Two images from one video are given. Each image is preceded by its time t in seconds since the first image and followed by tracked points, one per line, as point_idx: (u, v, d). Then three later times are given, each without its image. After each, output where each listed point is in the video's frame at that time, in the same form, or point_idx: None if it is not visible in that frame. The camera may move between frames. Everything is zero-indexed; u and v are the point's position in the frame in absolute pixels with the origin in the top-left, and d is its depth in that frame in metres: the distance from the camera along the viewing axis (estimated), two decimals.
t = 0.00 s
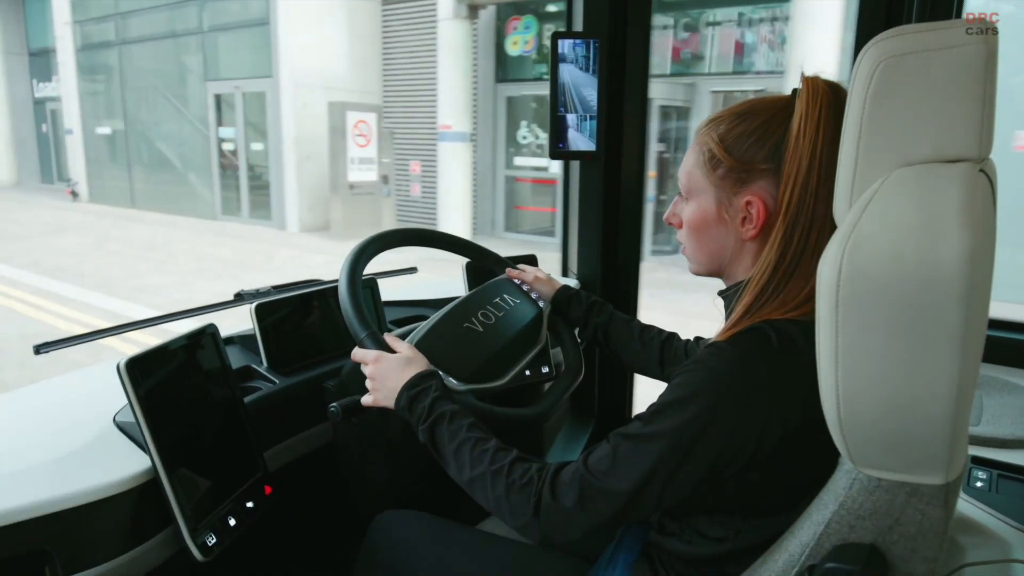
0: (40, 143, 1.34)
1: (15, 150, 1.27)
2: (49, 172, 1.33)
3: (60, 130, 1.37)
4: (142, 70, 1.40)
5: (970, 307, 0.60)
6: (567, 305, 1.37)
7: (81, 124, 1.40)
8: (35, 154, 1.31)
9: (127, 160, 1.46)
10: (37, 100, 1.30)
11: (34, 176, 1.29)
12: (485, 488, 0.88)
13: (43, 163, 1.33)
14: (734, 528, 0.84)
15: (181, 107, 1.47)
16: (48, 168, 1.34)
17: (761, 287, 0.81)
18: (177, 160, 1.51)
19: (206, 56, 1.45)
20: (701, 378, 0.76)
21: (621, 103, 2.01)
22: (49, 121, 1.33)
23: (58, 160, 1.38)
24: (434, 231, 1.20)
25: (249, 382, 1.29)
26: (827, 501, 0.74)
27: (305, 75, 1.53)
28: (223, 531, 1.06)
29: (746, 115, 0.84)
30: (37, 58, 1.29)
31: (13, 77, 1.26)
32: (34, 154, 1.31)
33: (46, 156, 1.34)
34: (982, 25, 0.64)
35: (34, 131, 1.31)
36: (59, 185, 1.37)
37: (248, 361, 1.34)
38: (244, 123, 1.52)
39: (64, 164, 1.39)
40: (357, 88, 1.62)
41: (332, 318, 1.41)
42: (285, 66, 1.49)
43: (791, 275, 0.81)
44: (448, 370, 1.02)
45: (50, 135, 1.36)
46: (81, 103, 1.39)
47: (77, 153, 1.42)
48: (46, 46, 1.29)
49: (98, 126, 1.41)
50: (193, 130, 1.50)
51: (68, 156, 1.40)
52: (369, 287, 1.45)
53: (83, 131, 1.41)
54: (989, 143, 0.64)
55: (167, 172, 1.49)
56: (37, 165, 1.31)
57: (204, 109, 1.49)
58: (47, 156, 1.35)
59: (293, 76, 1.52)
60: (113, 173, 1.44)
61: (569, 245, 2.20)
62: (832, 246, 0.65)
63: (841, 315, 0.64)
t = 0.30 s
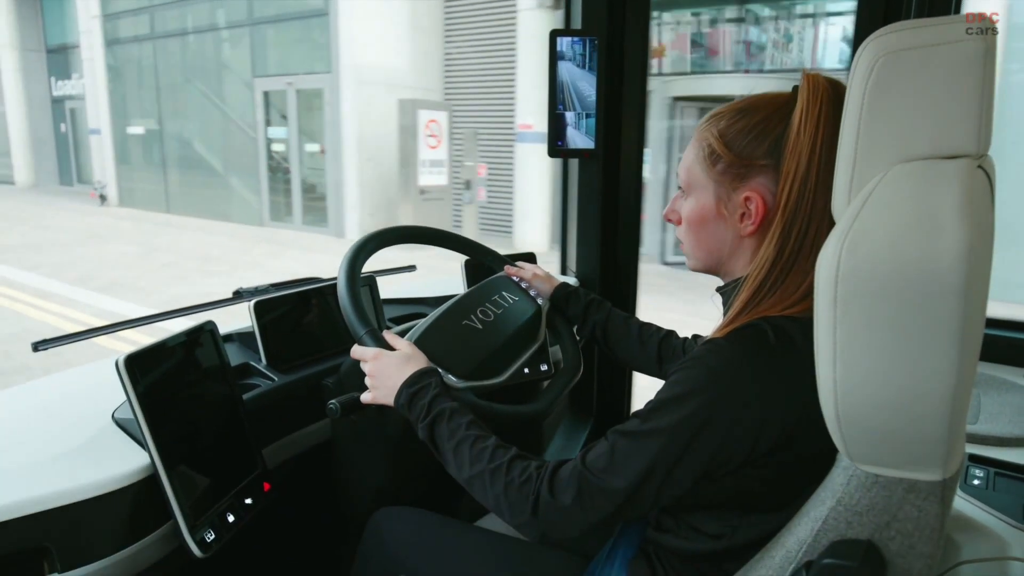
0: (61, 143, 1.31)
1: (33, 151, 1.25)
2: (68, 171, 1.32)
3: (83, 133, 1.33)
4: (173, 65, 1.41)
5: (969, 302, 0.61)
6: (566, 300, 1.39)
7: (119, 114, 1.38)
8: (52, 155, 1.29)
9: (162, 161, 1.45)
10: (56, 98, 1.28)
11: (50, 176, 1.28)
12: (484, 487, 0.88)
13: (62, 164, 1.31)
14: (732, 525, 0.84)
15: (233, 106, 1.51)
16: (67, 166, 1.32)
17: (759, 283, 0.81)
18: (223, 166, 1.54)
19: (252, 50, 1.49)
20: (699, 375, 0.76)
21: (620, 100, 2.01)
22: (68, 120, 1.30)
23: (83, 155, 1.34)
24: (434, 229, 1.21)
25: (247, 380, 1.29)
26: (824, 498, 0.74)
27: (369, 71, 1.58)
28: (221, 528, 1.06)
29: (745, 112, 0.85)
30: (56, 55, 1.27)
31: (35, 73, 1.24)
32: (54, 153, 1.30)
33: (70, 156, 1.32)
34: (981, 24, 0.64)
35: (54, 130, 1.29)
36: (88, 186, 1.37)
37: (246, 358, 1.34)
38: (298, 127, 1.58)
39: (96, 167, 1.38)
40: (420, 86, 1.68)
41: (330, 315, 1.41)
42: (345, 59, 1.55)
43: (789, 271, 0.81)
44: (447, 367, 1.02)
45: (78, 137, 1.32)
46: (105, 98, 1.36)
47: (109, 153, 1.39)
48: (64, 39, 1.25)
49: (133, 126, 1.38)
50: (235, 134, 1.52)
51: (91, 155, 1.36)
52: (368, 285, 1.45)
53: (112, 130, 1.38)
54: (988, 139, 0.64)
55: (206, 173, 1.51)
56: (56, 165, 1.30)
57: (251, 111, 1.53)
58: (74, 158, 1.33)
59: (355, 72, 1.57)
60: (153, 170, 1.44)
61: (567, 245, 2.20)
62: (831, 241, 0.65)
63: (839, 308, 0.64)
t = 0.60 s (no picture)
0: (86, 140, 1.31)
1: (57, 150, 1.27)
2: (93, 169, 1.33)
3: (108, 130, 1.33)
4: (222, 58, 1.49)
5: (967, 304, 0.61)
6: (564, 300, 1.39)
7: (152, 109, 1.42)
8: (77, 153, 1.30)
9: (212, 157, 1.54)
10: (81, 93, 1.28)
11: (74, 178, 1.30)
12: (486, 491, 0.88)
13: (88, 163, 1.32)
14: (730, 527, 0.84)
15: (288, 104, 1.64)
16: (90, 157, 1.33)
17: (758, 283, 0.81)
18: (277, 166, 1.70)
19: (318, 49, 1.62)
20: (698, 376, 0.76)
21: (620, 100, 2.02)
22: (95, 117, 1.31)
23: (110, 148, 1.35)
24: (433, 229, 1.21)
25: (246, 379, 1.29)
26: (822, 501, 0.74)
27: (454, 67, 1.72)
28: (220, 527, 1.06)
29: (746, 113, 0.85)
30: (83, 48, 1.27)
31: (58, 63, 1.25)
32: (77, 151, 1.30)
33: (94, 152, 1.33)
34: (980, 28, 0.64)
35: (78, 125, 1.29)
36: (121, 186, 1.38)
37: (244, 358, 1.33)
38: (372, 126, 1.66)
39: (142, 167, 1.42)
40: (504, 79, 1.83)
41: (329, 315, 1.41)
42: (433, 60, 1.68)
43: (789, 271, 0.81)
44: (447, 368, 1.02)
45: (113, 133, 1.34)
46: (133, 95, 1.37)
47: (143, 149, 1.43)
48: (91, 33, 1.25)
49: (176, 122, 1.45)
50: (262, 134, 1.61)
51: (118, 156, 1.36)
52: (366, 285, 1.45)
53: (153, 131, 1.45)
54: (986, 143, 0.65)
55: (253, 170, 1.64)
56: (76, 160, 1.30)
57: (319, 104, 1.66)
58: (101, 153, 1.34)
59: (444, 69, 1.69)
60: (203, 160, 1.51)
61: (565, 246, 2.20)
62: (829, 242, 0.65)
63: (838, 309, 0.64)
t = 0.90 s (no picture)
0: (110, 139, 1.32)
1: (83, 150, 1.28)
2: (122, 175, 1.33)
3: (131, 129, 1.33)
4: (277, 55, 1.56)
5: (969, 300, 0.61)
6: (563, 296, 1.38)
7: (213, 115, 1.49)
8: (101, 153, 1.31)
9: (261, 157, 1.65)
10: (105, 91, 1.29)
11: (99, 181, 1.31)
12: (488, 489, 0.88)
13: (112, 164, 1.32)
14: (729, 523, 0.84)
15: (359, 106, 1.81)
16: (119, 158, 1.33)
17: (763, 277, 0.81)
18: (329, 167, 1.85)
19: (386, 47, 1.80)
20: (700, 373, 0.76)
21: (619, 100, 2.02)
22: (120, 116, 1.31)
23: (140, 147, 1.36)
24: (433, 227, 1.21)
25: (245, 377, 1.29)
26: (821, 497, 0.74)
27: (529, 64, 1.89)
28: (219, 525, 1.06)
29: (749, 109, 0.85)
30: (105, 44, 1.27)
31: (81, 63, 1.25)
32: (100, 151, 1.31)
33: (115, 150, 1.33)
34: (981, 26, 0.64)
35: (101, 126, 1.30)
36: (149, 188, 1.39)
37: (244, 355, 1.34)
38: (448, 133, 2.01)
39: (183, 172, 1.46)
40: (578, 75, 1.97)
41: (328, 314, 1.41)
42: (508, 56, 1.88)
43: (795, 267, 0.81)
44: (449, 366, 1.03)
45: (146, 132, 1.35)
46: (166, 97, 1.38)
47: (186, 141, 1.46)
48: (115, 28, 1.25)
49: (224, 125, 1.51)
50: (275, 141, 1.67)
51: (148, 155, 1.37)
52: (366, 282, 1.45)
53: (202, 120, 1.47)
54: (986, 140, 0.65)
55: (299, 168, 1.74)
56: (99, 161, 1.31)
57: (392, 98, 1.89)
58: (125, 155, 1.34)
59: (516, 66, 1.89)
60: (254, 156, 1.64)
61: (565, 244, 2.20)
62: (830, 239, 0.65)
63: (838, 306, 0.64)
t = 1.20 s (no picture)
0: (141, 140, 1.33)
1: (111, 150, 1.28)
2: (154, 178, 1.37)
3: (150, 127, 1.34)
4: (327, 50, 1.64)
5: (967, 296, 0.61)
6: (560, 293, 1.37)
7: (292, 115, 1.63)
8: (133, 151, 1.31)
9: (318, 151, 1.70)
10: (138, 89, 1.30)
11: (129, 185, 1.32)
12: (487, 489, 0.88)
13: (143, 163, 1.34)
14: (729, 521, 0.84)
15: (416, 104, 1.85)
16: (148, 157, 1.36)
17: (765, 274, 0.81)
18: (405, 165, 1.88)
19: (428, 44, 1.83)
20: (698, 371, 0.76)
21: (618, 98, 2.02)
22: (152, 115, 1.33)
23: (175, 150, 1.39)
24: (431, 225, 1.21)
25: (244, 376, 1.29)
26: (820, 494, 0.74)
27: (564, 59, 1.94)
28: (218, 524, 1.06)
29: (749, 105, 0.85)
30: (137, 38, 1.28)
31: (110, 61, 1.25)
32: (133, 151, 1.32)
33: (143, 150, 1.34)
34: (979, 22, 0.64)
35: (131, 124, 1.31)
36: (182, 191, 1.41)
37: (242, 355, 1.33)
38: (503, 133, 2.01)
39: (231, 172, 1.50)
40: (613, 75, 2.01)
41: (327, 313, 1.41)
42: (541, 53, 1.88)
43: (796, 263, 0.81)
44: (449, 365, 1.02)
45: (180, 133, 1.37)
46: (212, 98, 1.40)
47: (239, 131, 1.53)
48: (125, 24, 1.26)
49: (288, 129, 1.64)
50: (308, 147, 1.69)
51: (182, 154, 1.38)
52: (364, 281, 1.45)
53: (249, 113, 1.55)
54: (984, 136, 0.65)
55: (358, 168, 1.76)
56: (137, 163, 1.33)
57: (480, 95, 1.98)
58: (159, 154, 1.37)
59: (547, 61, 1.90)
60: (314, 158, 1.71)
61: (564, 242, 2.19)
62: (828, 236, 0.65)
63: (837, 303, 0.64)
